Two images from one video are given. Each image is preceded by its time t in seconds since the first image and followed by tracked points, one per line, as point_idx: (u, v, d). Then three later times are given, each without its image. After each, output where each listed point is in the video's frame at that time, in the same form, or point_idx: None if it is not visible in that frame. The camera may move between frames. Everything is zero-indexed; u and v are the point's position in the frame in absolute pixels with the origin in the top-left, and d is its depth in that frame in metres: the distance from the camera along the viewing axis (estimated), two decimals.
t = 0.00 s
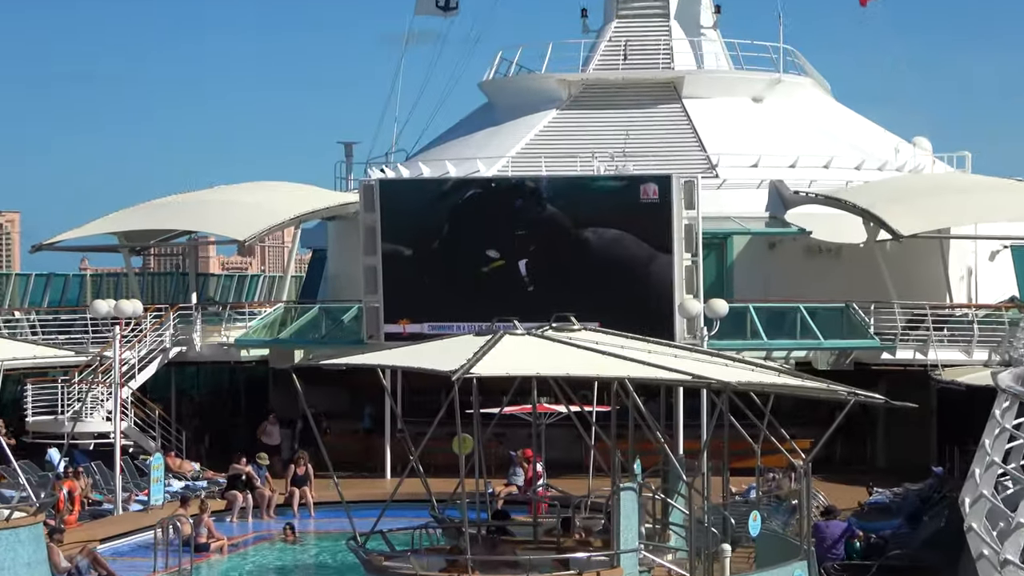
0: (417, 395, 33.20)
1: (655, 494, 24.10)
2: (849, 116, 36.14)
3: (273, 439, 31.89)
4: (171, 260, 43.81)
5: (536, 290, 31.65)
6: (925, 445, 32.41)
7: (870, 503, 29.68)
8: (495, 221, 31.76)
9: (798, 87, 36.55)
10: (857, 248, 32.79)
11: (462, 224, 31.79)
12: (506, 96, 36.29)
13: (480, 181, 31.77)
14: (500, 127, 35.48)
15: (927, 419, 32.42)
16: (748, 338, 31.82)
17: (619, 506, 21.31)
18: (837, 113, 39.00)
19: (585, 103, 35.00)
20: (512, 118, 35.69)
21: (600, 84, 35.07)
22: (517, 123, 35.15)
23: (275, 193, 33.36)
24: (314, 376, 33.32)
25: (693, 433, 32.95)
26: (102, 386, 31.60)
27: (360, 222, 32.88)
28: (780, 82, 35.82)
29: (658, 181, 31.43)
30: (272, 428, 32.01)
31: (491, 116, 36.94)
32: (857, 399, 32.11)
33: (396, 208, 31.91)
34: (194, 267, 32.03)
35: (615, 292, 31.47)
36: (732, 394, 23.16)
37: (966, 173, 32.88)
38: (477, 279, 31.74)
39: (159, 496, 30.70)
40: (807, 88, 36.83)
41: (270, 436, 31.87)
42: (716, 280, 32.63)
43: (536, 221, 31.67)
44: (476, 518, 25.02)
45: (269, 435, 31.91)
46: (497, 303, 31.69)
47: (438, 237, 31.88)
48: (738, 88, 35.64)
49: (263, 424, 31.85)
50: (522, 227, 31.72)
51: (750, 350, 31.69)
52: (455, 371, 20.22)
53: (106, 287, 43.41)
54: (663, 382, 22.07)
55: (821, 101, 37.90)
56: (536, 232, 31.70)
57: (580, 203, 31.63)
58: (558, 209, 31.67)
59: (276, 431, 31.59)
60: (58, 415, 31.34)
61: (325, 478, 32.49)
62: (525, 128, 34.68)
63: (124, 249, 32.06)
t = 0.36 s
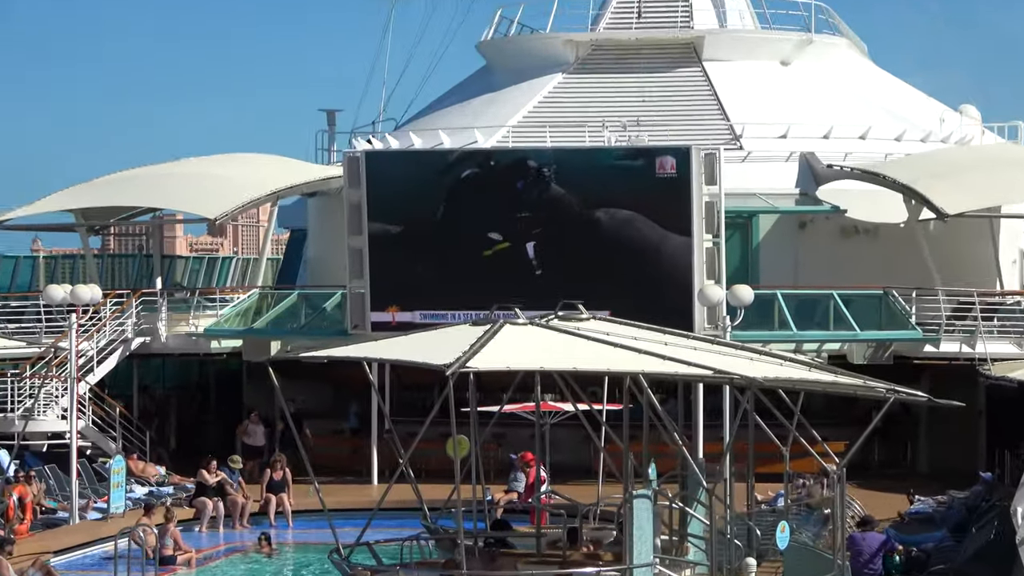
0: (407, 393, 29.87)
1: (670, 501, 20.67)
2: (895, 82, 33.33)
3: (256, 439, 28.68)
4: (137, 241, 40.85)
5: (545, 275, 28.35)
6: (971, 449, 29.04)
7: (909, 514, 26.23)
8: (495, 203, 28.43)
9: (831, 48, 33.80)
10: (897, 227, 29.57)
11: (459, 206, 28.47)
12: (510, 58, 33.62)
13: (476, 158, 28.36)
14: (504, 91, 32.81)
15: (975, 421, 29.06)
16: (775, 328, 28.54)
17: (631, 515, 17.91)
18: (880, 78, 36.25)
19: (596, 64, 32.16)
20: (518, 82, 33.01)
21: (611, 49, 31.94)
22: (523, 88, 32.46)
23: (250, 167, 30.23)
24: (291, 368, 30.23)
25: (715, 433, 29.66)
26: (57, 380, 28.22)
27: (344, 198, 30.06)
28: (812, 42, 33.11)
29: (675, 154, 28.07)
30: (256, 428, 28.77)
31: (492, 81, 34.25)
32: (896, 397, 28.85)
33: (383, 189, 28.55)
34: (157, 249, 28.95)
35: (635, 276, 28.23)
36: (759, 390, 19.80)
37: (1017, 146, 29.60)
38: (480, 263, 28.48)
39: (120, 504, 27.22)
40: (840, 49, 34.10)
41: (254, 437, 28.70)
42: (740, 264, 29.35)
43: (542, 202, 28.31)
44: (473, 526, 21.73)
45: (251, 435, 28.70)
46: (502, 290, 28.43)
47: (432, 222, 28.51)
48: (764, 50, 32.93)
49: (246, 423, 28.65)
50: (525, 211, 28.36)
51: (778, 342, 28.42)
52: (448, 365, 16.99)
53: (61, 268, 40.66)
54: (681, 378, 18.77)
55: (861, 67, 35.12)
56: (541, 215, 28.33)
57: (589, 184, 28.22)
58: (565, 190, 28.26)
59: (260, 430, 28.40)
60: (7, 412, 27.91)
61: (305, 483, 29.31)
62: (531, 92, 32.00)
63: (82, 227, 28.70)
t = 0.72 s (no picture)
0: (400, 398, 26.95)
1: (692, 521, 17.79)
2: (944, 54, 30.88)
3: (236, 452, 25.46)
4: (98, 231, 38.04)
5: (558, 267, 25.38)
6: None
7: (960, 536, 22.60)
8: (500, 191, 25.48)
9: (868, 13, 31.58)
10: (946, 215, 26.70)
11: (460, 196, 25.48)
12: (514, 29, 31.37)
13: (479, 140, 25.45)
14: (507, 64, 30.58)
15: None
16: (810, 329, 25.62)
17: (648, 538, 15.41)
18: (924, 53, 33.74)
19: (608, 35, 29.94)
20: (524, 54, 30.69)
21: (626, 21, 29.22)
22: (528, 59, 30.16)
23: (225, 148, 27.36)
24: (271, 370, 27.76)
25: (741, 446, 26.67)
26: (9, 385, 25.31)
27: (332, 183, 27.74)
28: (848, 8, 30.78)
29: (697, 134, 25.14)
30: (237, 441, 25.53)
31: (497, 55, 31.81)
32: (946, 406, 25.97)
33: (375, 177, 25.58)
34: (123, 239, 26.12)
35: (658, 269, 25.23)
36: (793, 400, 16.97)
37: None
38: (488, 255, 25.51)
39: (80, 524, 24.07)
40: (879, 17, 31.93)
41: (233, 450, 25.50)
42: (771, 256, 26.44)
43: (552, 190, 25.39)
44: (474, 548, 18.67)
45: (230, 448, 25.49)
46: (512, 284, 25.44)
47: (429, 214, 25.49)
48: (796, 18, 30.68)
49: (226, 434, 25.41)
50: (534, 198, 25.41)
51: (813, 345, 25.52)
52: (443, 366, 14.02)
53: (15, 261, 37.88)
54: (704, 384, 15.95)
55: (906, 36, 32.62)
56: (552, 204, 25.40)
57: (602, 167, 25.30)
58: (578, 176, 25.37)
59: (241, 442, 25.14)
60: None
61: (286, 501, 26.30)
62: (537, 64, 29.65)
63: (36, 215, 25.85)
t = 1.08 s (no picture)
0: (407, 406, 25.76)
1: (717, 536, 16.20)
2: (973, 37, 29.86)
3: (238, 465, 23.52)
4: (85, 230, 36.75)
5: (577, 264, 23.89)
6: None
7: (1000, 548, 20.58)
8: (513, 187, 23.98)
9: None
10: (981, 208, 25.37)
11: (470, 195, 24.05)
12: (527, 15, 30.20)
13: (488, 134, 23.95)
14: (518, 50, 29.48)
15: None
16: (839, 331, 24.16)
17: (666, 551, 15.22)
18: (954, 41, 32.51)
19: (624, 21, 28.73)
20: (536, 40, 29.58)
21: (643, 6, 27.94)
22: (538, 48, 28.98)
23: (218, 142, 25.96)
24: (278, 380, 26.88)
25: (766, 455, 25.22)
26: None
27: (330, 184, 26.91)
28: None
29: (718, 124, 23.65)
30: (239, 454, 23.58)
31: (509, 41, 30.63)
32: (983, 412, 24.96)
33: (377, 175, 24.13)
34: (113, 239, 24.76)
35: (686, 266, 23.80)
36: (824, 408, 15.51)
37: None
38: (503, 255, 24.06)
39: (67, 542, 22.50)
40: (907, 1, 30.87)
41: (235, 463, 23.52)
42: (796, 255, 25.22)
43: (568, 186, 23.89)
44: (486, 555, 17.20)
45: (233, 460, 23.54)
46: (529, 284, 24.02)
47: (437, 213, 24.05)
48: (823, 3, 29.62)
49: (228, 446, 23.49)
50: (548, 194, 23.93)
51: (843, 348, 24.06)
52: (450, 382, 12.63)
53: None
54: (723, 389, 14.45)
55: (935, 19, 31.25)
56: (568, 200, 23.92)
57: (618, 162, 23.83)
58: (594, 172, 23.86)
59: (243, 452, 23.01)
60: None
61: (285, 516, 24.72)
62: (548, 52, 28.46)
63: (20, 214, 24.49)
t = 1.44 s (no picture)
0: (416, 407, 25.74)
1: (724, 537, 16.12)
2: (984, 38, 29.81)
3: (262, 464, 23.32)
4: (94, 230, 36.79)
5: (592, 261, 23.88)
6: None
7: (1008, 550, 20.48)
8: (526, 189, 23.90)
9: None
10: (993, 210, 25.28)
11: (482, 197, 24.01)
12: (538, 14, 30.21)
13: (498, 137, 23.94)
14: (527, 51, 29.46)
15: None
16: (850, 332, 24.11)
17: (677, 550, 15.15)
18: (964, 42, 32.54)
19: (634, 21, 28.71)
20: (546, 40, 29.56)
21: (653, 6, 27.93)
22: (548, 48, 28.95)
23: (227, 142, 25.93)
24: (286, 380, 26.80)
25: (776, 456, 25.19)
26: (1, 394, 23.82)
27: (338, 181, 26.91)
28: None
29: (729, 124, 23.65)
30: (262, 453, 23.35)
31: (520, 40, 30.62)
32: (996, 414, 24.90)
33: (389, 178, 24.09)
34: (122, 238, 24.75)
35: (701, 264, 23.77)
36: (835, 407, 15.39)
37: None
38: (517, 255, 24.00)
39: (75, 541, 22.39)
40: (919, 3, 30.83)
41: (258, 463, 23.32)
42: (807, 256, 25.23)
43: (580, 187, 23.84)
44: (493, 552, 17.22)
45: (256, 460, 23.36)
46: (546, 281, 23.96)
47: (450, 214, 24.00)
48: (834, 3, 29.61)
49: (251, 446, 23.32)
50: (561, 195, 23.87)
51: (854, 349, 23.98)
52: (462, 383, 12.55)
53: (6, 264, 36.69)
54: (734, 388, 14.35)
55: (946, 19, 31.20)
56: (580, 202, 23.90)
57: (629, 164, 23.78)
58: (606, 174, 23.82)
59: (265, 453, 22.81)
60: None
61: (294, 516, 24.69)
62: (558, 53, 28.43)
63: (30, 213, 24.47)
